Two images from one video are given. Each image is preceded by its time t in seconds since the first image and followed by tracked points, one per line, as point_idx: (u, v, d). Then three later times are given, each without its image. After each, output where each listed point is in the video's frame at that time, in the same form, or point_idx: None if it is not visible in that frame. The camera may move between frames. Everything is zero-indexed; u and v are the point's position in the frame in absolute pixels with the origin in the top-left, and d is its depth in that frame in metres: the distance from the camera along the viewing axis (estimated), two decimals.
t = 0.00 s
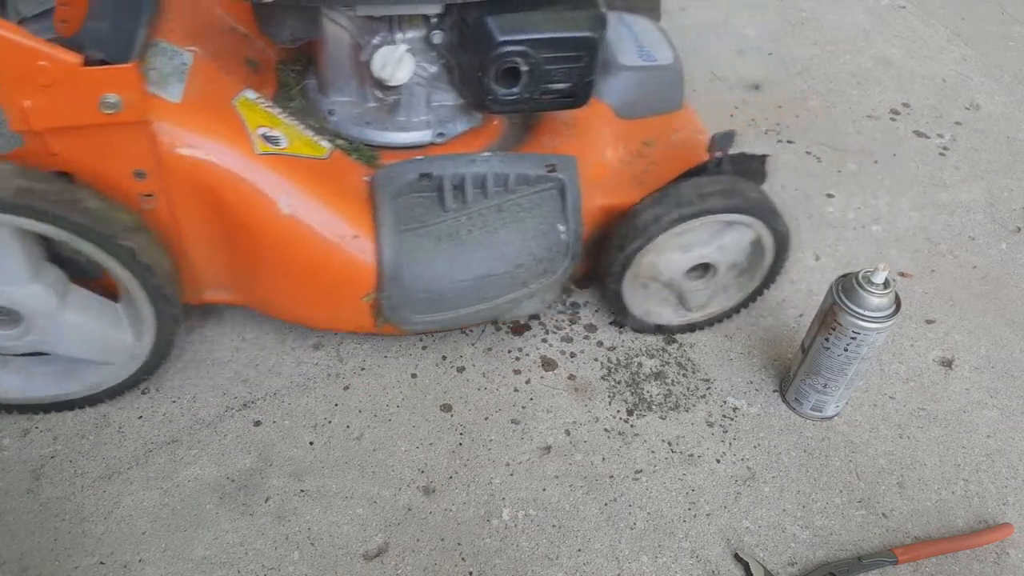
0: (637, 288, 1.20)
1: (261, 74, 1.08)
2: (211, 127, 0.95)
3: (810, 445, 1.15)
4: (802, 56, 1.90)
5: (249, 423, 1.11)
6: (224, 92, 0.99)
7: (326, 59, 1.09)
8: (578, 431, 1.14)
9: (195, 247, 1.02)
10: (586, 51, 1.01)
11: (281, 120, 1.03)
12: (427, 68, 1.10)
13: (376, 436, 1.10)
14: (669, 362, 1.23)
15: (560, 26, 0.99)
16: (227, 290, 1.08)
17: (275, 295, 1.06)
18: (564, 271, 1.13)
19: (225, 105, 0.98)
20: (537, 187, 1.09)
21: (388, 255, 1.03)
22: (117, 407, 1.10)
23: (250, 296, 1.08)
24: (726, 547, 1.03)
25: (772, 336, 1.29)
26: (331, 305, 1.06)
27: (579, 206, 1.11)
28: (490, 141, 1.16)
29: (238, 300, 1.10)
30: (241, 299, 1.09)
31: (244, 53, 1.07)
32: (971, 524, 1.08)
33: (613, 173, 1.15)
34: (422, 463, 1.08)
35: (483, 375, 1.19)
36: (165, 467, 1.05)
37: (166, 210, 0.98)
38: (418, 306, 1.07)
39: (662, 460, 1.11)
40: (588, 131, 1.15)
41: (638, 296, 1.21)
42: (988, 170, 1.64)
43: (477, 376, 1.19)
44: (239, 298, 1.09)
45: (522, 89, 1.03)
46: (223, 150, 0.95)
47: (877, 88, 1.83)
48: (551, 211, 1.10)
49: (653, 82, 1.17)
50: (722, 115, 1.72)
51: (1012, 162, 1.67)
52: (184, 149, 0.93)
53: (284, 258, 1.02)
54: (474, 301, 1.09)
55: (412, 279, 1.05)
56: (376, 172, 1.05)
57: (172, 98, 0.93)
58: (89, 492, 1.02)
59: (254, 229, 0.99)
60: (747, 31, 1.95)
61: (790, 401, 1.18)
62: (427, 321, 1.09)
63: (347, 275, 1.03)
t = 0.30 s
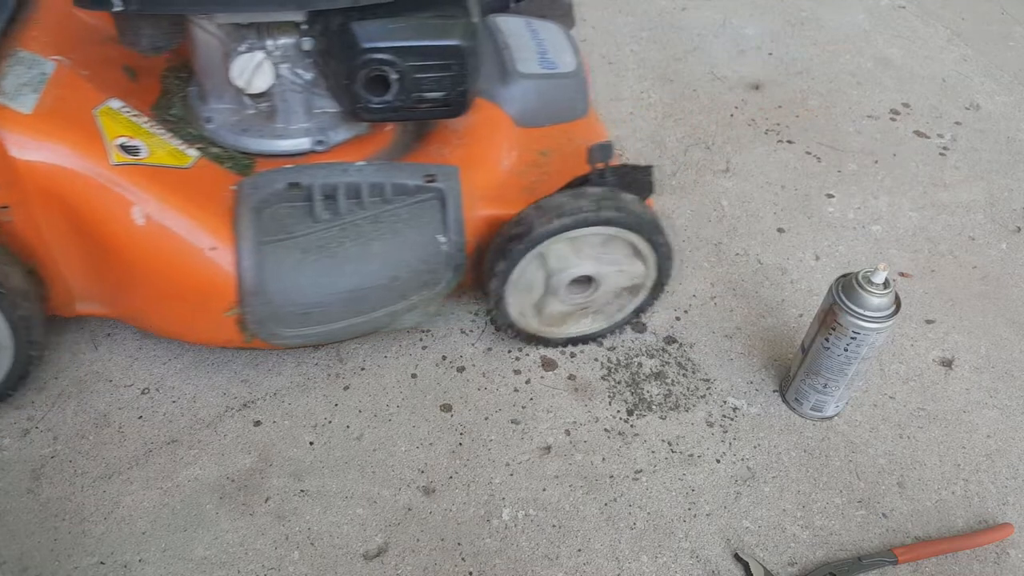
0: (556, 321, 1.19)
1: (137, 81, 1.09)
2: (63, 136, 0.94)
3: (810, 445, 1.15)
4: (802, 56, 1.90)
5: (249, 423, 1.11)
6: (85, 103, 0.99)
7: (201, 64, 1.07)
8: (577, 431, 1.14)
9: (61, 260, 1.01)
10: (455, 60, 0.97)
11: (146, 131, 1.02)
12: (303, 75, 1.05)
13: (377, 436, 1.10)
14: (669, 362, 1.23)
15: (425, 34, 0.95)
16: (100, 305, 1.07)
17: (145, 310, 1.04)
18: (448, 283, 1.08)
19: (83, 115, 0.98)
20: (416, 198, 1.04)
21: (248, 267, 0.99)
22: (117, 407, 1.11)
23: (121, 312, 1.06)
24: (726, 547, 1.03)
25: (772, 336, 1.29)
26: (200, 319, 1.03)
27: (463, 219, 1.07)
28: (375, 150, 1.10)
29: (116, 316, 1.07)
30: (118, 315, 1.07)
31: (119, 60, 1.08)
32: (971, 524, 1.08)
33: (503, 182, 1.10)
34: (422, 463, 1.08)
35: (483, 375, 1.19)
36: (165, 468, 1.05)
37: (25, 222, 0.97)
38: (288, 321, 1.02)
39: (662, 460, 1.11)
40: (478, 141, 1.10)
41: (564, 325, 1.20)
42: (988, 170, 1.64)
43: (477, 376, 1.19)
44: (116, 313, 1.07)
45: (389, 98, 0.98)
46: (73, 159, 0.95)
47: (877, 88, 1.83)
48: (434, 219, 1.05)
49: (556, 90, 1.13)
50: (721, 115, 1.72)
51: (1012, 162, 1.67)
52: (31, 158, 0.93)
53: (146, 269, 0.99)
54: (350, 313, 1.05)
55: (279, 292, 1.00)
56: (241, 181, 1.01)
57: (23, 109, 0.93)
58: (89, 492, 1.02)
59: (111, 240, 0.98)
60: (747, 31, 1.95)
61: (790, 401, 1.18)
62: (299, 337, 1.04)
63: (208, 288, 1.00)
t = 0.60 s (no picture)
0: (519, 325, 1.18)
1: (47, 89, 1.11)
2: None
3: (810, 445, 1.15)
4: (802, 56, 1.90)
5: (249, 423, 1.11)
6: None
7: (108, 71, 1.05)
8: (578, 431, 1.14)
9: None
10: (357, 65, 0.96)
11: (46, 140, 1.01)
12: (208, 81, 1.04)
13: (377, 436, 1.10)
14: (669, 362, 1.23)
15: (322, 39, 0.94)
16: (4, 315, 1.06)
17: (47, 320, 1.03)
18: (363, 292, 1.09)
19: None
20: (326, 206, 1.05)
21: (145, 279, 0.98)
22: (117, 407, 1.10)
23: (28, 321, 1.05)
24: (726, 547, 1.03)
25: (773, 336, 1.29)
26: (98, 330, 1.02)
27: (375, 226, 1.07)
28: (292, 156, 1.11)
29: (24, 325, 1.07)
30: (27, 324, 1.06)
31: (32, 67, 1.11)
32: (971, 524, 1.08)
33: (417, 189, 1.10)
34: (422, 463, 1.08)
35: (482, 375, 1.19)
36: (165, 468, 1.05)
37: None
38: (188, 332, 1.02)
39: (662, 460, 1.11)
40: (397, 147, 1.11)
41: (533, 322, 1.19)
42: (988, 170, 1.64)
43: (477, 376, 1.19)
44: (25, 322, 1.07)
45: (291, 104, 0.97)
46: None
47: (877, 88, 1.83)
48: (345, 226, 1.06)
49: (483, 95, 1.13)
50: (721, 115, 1.72)
51: (1012, 162, 1.67)
52: None
53: (42, 280, 0.98)
54: (256, 325, 1.04)
55: (176, 304, 1.00)
56: (143, 190, 1.01)
57: None
58: (88, 492, 1.02)
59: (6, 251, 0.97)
60: (747, 31, 1.95)
61: (790, 401, 1.19)
62: (201, 348, 1.04)
63: (104, 300, 0.99)
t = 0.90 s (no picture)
0: (515, 322, 1.18)
1: (30, 92, 1.13)
2: None
3: (810, 445, 1.15)
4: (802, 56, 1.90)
5: (249, 422, 1.11)
6: None
7: (88, 72, 1.06)
8: (578, 431, 1.14)
9: None
10: (337, 66, 0.95)
11: (28, 143, 1.02)
12: (190, 82, 1.05)
13: (377, 436, 1.10)
14: (669, 362, 1.23)
15: (301, 41, 0.93)
16: None
17: (31, 323, 1.02)
18: (350, 294, 1.09)
19: None
20: (308, 207, 1.05)
21: (129, 281, 0.98)
22: (117, 407, 1.11)
23: (11, 325, 1.04)
24: (726, 547, 1.03)
25: (773, 336, 1.29)
26: (83, 334, 1.02)
27: (361, 228, 1.07)
28: (277, 157, 1.11)
29: (8, 330, 1.06)
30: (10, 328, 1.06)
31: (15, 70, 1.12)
32: (971, 524, 1.08)
33: (403, 190, 1.11)
34: (422, 463, 1.08)
35: (483, 375, 1.19)
36: (165, 468, 1.05)
37: None
38: (173, 335, 1.02)
39: (662, 460, 1.11)
40: (382, 147, 1.13)
41: (528, 318, 1.18)
42: (989, 170, 1.64)
43: (477, 376, 1.19)
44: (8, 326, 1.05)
45: (273, 105, 0.97)
46: None
47: (877, 88, 1.83)
48: (330, 227, 1.06)
49: (466, 94, 1.19)
50: (721, 115, 1.72)
51: (1012, 162, 1.67)
52: None
53: (26, 283, 0.98)
54: (240, 328, 1.05)
55: (160, 307, 1.00)
56: (126, 191, 1.01)
57: None
58: (89, 492, 1.02)
59: None
60: (747, 31, 1.95)
61: (790, 401, 1.19)
62: (187, 351, 1.04)
63: (88, 303, 0.99)
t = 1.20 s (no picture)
0: (533, 326, 1.19)
1: (73, 87, 1.10)
2: None
3: (810, 445, 1.15)
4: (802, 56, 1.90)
5: (250, 423, 1.11)
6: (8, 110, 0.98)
7: (131, 69, 1.06)
8: (578, 431, 1.14)
9: None
10: (383, 63, 0.96)
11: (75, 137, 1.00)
12: (235, 79, 1.05)
13: (377, 436, 1.10)
14: (669, 362, 1.23)
15: (349, 37, 0.94)
16: (38, 312, 1.07)
17: (77, 319, 1.03)
18: (393, 289, 1.09)
19: (5, 123, 0.96)
20: (353, 203, 1.05)
21: (181, 275, 0.98)
22: (117, 407, 1.10)
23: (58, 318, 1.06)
24: (726, 547, 1.03)
25: (773, 336, 1.29)
26: (131, 329, 1.02)
27: (405, 225, 1.07)
28: (316, 156, 1.10)
29: (56, 324, 1.08)
30: (58, 323, 1.07)
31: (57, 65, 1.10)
32: (971, 524, 1.08)
33: (441, 187, 1.11)
34: (422, 463, 1.08)
35: (483, 375, 1.19)
36: (165, 468, 1.05)
37: None
38: (223, 328, 1.02)
39: (662, 460, 1.11)
40: (421, 144, 1.11)
41: (544, 326, 1.19)
42: (989, 170, 1.64)
43: (477, 376, 1.19)
44: (55, 319, 1.07)
45: (320, 101, 0.98)
46: None
47: (877, 88, 1.83)
48: (374, 223, 1.06)
49: (502, 92, 1.15)
50: (721, 115, 1.72)
51: (1012, 162, 1.67)
52: None
53: (76, 279, 0.98)
54: (289, 322, 1.05)
55: (210, 301, 1.00)
56: (174, 187, 1.02)
57: None
58: (88, 492, 1.02)
59: (41, 249, 0.96)
60: (747, 31, 1.95)
61: (790, 401, 1.18)
62: (236, 345, 1.04)
63: (139, 298, 0.99)
